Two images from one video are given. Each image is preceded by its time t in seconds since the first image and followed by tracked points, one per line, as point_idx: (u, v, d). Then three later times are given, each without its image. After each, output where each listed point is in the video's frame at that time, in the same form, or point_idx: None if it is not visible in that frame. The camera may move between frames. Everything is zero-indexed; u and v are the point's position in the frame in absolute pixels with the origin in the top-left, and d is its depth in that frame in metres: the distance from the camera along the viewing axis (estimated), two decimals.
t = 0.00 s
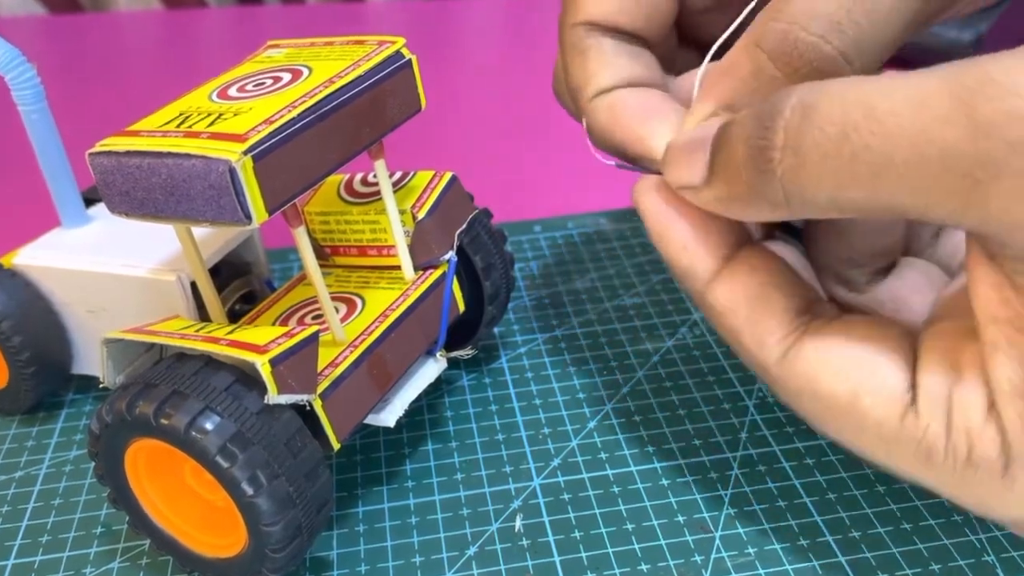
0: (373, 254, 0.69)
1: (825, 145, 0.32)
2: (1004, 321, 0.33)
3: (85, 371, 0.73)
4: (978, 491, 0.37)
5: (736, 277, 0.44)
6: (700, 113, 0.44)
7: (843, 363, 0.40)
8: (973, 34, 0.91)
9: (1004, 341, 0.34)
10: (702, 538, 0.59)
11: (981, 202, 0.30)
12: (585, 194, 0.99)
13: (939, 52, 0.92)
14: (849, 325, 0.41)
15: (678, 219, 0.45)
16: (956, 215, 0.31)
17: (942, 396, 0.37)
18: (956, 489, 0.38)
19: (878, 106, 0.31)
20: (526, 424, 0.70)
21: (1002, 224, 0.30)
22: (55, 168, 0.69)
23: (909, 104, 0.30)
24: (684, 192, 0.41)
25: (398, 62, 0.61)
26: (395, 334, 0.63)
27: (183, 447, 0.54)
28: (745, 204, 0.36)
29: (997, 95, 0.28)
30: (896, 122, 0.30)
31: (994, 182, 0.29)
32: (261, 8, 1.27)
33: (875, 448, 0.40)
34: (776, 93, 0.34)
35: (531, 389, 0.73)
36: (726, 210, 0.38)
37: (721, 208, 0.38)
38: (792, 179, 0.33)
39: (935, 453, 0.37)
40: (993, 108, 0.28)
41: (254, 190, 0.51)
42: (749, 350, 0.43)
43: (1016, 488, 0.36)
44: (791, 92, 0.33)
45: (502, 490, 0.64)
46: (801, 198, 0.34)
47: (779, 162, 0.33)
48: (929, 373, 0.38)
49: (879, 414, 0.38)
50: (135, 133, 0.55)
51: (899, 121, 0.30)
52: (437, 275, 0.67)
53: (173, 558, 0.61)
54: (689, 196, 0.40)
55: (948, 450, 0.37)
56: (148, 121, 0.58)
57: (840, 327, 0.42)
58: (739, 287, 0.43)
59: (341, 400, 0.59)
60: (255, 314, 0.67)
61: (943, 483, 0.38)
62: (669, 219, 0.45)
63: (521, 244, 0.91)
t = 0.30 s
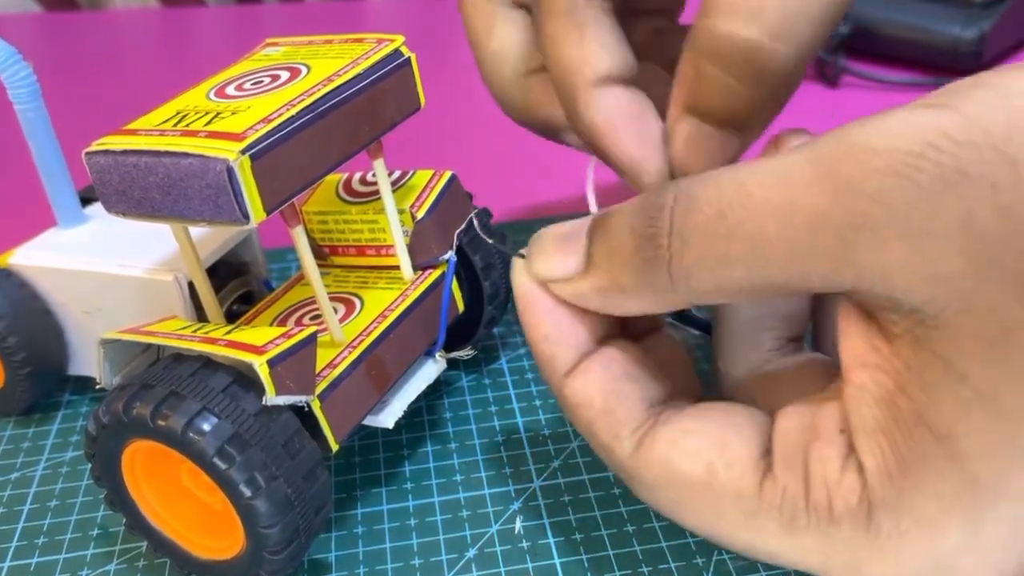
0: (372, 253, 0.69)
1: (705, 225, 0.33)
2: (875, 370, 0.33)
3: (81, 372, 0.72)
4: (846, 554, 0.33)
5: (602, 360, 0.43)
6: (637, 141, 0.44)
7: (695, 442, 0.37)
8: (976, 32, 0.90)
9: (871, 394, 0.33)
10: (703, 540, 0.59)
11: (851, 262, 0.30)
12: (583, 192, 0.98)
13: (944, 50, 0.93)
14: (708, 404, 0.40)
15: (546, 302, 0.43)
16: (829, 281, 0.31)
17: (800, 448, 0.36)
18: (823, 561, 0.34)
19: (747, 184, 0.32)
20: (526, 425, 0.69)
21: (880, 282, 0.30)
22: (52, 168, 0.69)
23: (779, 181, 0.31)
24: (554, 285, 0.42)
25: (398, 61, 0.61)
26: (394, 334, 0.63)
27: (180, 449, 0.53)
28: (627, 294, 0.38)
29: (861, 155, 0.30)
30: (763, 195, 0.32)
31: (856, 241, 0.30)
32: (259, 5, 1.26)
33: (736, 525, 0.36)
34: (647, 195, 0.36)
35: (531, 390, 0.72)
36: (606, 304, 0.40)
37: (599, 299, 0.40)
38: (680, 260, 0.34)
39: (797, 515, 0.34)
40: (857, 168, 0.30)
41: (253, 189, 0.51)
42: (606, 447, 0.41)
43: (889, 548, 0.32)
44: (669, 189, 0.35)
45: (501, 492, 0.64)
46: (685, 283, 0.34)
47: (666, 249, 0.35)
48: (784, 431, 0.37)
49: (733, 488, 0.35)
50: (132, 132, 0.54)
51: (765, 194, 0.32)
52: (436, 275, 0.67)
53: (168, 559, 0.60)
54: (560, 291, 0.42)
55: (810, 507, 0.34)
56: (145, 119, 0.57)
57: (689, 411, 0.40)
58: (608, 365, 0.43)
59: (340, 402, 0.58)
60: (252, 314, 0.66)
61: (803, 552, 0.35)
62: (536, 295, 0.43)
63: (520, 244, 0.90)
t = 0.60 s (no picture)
0: (371, 253, 0.68)
1: (654, 208, 0.37)
2: (840, 374, 0.35)
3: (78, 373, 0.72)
4: (832, 564, 0.34)
5: (582, 374, 0.46)
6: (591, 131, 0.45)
7: (678, 451, 0.39)
8: (979, 30, 0.89)
9: (839, 396, 0.35)
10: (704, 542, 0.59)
11: (798, 243, 0.33)
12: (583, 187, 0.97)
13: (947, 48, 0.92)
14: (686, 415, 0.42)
15: (527, 324, 0.48)
16: (778, 266, 0.34)
17: (783, 462, 0.37)
18: (809, 571, 0.35)
19: (702, 172, 0.36)
20: (526, 426, 0.69)
21: (822, 265, 0.33)
22: (48, 167, 0.68)
23: (725, 169, 0.35)
24: (522, 297, 0.47)
25: (397, 59, 0.60)
26: (394, 335, 0.62)
27: (177, 450, 0.53)
28: (584, 287, 0.42)
29: (801, 141, 0.34)
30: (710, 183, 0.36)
31: (806, 218, 0.33)
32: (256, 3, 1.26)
33: (719, 535, 0.38)
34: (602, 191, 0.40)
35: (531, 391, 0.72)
36: (566, 304, 0.44)
37: (560, 299, 0.44)
38: (627, 247, 0.38)
39: (780, 529, 0.35)
40: (800, 152, 0.34)
41: (251, 188, 0.50)
42: (595, 457, 0.43)
43: (876, 553, 0.33)
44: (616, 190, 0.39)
45: (501, 494, 0.63)
46: (636, 268, 0.38)
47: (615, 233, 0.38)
48: (765, 444, 0.38)
49: (716, 497, 0.37)
50: (129, 131, 0.54)
51: (715, 173, 0.36)
52: (436, 274, 0.67)
53: (166, 561, 0.60)
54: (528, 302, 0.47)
55: (791, 521, 0.35)
56: (143, 118, 0.57)
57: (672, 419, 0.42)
58: (588, 379, 0.46)
59: (338, 402, 0.58)
60: (250, 315, 0.66)
61: (790, 566, 0.36)
62: (516, 318, 0.47)
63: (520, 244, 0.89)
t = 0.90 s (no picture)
0: (369, 253, 0.68)
1: (621, 199, 0.35)
2: (803, 366, 0.32)
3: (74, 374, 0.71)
4: (802, 554, 0.31)
5: (559, 362, 0.43)
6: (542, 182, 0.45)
7: (655, 431, 0.37)
8: (982, 28, 0.89)
9: (804, 387, 0.32)
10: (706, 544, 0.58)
11: (759, 235, 0.31)
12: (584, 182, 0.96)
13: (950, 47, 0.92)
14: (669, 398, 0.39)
15: (502, 316, 0.46)
16: (739, 261, 0.32)
17: (756, 447, 0.34)
18: (780, 560, 0.32)
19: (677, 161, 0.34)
20: (526, 428, 0.68)
21: (786, 255, 0.31)
22: (44, 166, 0.68)
23: (691, 163, 0.34)
24: (497, 290, 0.45)
25: (396, 57, 0.60)
26: (393, 335, 0.62)
27: (174, 451, 0.52)
28: (555, 279, 0.41)
29: (764, 136, 0.32)
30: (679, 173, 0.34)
31: (765, 212, 0.31)
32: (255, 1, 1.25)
33: (694, 519, 0.35)
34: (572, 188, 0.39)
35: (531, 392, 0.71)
36: (537, 295, 0.42)
37: (530, 290, 0.43)
38: (597, 232, 0.36)
39: (751, 515, 0.33)
40: (759, 146, 0.32)
41: (248, 187, 0.50)
42: (572, 442, 0.41)
43: (846, 542, 0.30)
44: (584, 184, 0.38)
45: (502, 495, 0.63)
46: (603, 257, 0.36)
47: (584, 222, 0.37)
48: (739, 432, 0.36)
49: (692, 480, 0.34)
50: (125, 130, 0.53)
51: (681, 168, 0.34)
52: (433, 276, 0.66)
53: (164, 564, 0.59)
54: (502, 295, 0.45)
55: (763, 507, 0.32)
56: (139, 117, 0.56)
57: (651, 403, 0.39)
58: (565, 365, 0.43)
59: (336, 403, 0.57)
60: (248, 315, 0.65)
61: (762, 552, 0.33)
62: (489, 312, 0.46)
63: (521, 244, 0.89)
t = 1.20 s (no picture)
0: (368, 253, 0.67)
1: (623, 196, 0.36)
2: (803, 361, 0.33)
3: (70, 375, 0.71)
4: (800, 550, 0.32)
5: (557, 360, 0.43)
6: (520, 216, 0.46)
7: (652, 429, 0.37)
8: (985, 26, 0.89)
9: (804, 382, 0.33)
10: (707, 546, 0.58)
11: (761, 233, 0.32)
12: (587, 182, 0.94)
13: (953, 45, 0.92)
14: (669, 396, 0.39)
15: (503, 315, 0.46)
16: (741, 258, 0.33)
17: (754, 445, 0.35)
18: (778, 556, 0.33)
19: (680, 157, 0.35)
20: (526, 429, 0.68)
21: (788, 254, 0.32)
22: (40, 165, 0.67)
23: (693, 160, 0.35)
24: (498, 289, 0.45)
25: (395, 55, 0.59)
26: (392, 335, 0.61)
27: (172, 453, 0.52)
28: (556, 277, 0.41)
29: (764, 133, 0.33)
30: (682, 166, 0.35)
31: (767, 209, 0.32)
32: None
33: (691, 516, 0.35)
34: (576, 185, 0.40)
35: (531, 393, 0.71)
36: (538, 293, 0.43)
37: (533, 289, 0.43)
38: (596, 231, 0.37)
39: (750, 512, 0.33)
40: (760, 143, 0.33)
41: (247, 186, 0.49)
42: (569, 442, 0.40)
43: (843, 537, 0.30)
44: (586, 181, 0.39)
45: (502, 497, 0.62)
46: (605, 255, 0.37)
47: (586, 220, 0.38)
48: (738, 429, 0.36)
49: (690, 477, 0.34)
50: (122, 129, 0.53)
51: (684, 165, 0.35)
52: (433, 275, 0.66)
53: (161, 566, 0.59)
54: (502, 293, 0.45)
55: (762, 504, 0.33)
56: (137, 115, 0.56)
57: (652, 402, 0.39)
58: (564, 364, 0.43)
59: (335, 404, 0.57)
60: (246, 315, 0.65)
61: (760, 549, 0.33)
62: (490, 310, 0.46)
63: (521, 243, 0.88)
